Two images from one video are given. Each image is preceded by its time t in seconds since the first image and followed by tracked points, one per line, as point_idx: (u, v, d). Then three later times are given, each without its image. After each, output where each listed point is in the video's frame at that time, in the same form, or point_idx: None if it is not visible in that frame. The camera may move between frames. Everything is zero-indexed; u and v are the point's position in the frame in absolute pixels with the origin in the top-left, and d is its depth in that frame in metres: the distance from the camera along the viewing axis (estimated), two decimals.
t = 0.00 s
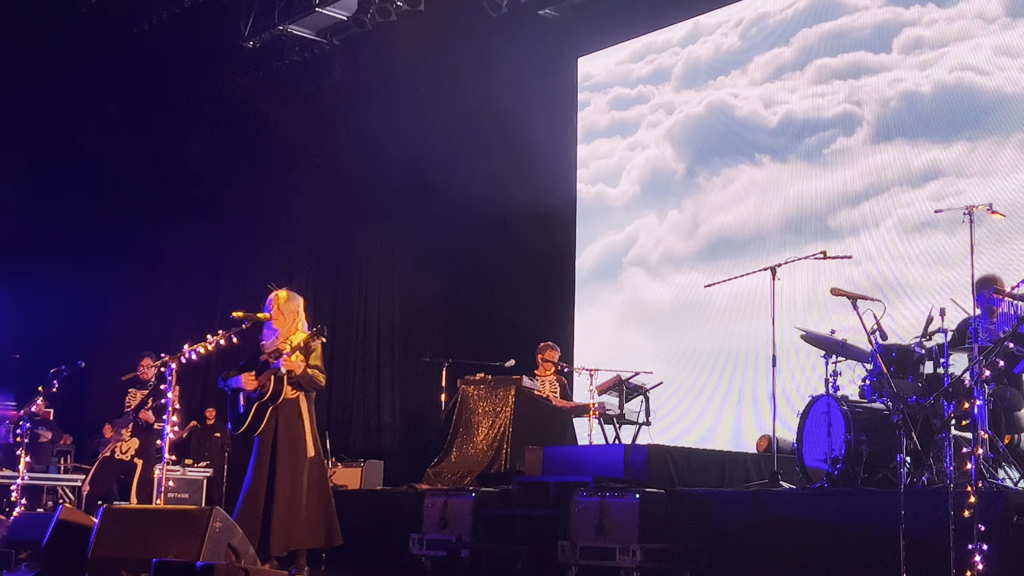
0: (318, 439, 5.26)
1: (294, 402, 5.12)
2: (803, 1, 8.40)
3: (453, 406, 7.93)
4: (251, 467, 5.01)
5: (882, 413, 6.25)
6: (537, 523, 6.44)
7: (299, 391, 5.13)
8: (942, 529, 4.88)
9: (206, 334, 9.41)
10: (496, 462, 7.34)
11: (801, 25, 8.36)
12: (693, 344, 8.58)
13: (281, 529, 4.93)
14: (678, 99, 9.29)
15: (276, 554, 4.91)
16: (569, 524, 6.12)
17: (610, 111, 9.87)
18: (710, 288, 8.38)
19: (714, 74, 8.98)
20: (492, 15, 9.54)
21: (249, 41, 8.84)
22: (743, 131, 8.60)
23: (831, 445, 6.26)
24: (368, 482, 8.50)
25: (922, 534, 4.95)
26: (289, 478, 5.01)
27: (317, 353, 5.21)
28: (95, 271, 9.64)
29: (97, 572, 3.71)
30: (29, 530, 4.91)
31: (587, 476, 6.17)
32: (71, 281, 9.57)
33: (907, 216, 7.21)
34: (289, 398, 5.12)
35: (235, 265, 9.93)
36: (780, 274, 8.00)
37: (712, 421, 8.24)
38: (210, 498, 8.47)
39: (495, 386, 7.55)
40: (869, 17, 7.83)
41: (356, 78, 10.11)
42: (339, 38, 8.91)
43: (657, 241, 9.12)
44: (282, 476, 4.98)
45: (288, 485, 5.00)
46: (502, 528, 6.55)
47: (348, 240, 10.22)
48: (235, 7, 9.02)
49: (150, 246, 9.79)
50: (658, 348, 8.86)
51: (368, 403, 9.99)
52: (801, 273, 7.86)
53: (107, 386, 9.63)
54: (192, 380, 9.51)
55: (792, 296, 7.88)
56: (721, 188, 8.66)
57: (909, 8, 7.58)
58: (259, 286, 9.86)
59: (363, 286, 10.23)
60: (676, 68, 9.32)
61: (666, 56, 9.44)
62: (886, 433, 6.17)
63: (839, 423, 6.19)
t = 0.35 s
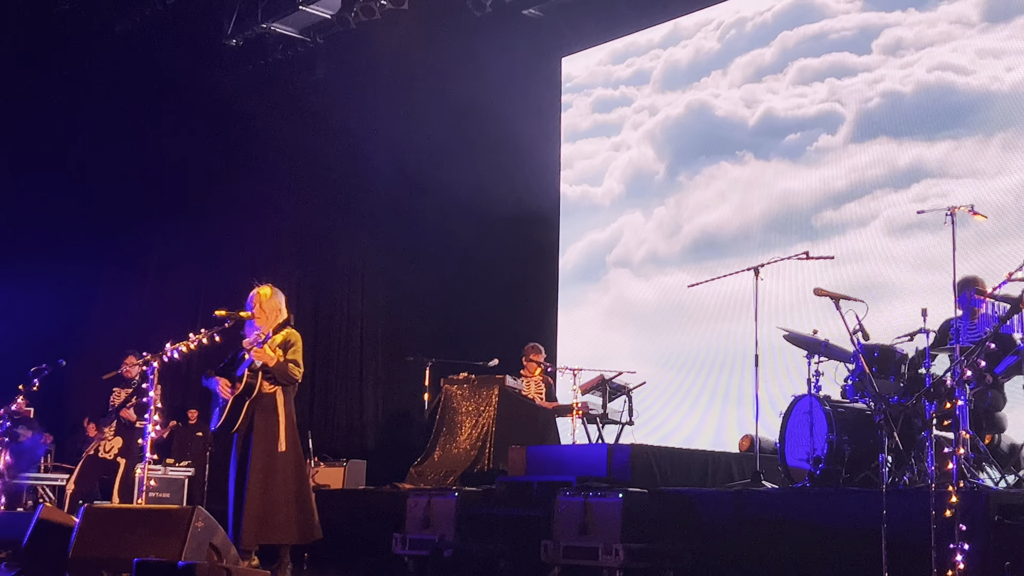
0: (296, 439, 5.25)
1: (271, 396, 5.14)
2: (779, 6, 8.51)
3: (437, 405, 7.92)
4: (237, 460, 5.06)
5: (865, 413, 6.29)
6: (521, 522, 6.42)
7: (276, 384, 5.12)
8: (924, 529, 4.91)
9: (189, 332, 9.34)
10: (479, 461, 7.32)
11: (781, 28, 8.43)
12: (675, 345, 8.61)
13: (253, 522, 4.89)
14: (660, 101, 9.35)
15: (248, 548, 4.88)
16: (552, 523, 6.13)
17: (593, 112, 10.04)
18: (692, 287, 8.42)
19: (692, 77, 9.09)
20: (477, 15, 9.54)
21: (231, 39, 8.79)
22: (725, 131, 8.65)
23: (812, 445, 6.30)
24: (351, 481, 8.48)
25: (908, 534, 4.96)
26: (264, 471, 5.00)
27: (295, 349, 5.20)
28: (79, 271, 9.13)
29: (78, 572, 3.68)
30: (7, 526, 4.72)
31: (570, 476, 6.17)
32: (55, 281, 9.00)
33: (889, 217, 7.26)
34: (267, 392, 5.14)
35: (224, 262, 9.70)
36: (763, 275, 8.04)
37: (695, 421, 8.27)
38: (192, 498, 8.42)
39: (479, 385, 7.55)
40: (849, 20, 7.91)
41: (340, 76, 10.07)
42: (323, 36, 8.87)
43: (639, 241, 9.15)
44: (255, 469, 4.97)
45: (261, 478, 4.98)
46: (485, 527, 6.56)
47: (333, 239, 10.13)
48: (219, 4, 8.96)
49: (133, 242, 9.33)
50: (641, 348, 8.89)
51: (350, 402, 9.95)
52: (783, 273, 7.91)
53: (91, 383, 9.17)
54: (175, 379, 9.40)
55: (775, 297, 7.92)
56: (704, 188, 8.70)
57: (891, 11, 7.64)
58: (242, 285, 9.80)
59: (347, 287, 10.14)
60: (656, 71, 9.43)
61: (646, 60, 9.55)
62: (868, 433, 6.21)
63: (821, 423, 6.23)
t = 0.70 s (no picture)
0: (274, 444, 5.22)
1: (253, 399, 5.13)
2: (757, 11, 8.59)
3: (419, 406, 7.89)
4: (214, 460, 5.01)
5: (847, 415, 6.31)
6: (506, 524, 6.39)
7: (255, 388, 5.10)
8: (904, 531, 4.94)
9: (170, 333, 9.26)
10: (461, 463, 7.30)
11: (761, 33, 8.50)
12: (658, 347, 8.63)
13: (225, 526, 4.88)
14: (643, 104, 9.39)
15: (220, 549, 4.85)
16: (534, 525, 6.11)
17: (575, 117, 10.09)
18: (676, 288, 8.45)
19: (673, 83, 9.14)
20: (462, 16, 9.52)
21: (214, 39, 8.74)
22: (708, 133, 8.69)
23: (795, 447, 6.32)
24: (333, 483, 8.45)
25: (891, 535, 4.98)
26: (242, 473, 5.00)
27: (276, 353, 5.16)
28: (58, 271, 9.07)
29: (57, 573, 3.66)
30: None
31: (552, 478, 6.18)
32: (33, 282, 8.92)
33: (870, 219, 7.32)
34: (248, 394, 5.12)
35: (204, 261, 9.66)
36: (745, 277, 8.08)
37: (678, 423, 8.29)
38: (173, 500, 8.38)
39: (461, 387, 7.52)
40: (828, 24, 7.99)
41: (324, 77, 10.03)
42: (305, 37, 8.84)
43: (623, 242, 9.18)
44: (230, 472, 4.95)
45: (240, 479, 4.98)
46: (467, 530, 6.54)
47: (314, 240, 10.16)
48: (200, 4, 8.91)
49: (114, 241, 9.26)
50: (624, 350, 8.91)
51: (333, 404, 9.90)
52: (766, 274, 7.95)
53: (69, 386, 9.19)
54: (156, 379, 9.31)
55: (757, 299, 7.96)
56: (687, 191, 8.73)
57: (871, 16, 7.71)
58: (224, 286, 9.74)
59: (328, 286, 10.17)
60: (634, 76, 9.49)
61: (625, 67, 9.62)
62: (851, 435, 6.24)
63: (804, 424, 6.25)
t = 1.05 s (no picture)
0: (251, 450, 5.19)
1: (232, 404, 5.08)
2: (735, 17, 8.66)
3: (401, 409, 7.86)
4: (190, 464, 4.98)
5: (826, 418, 6.35)
6: (487, 529, 6.34)
7: (236, 393, 5.07)
8: (884, 535, 4.96)
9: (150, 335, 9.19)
10: (443, 465, 7.30)
11: (740, 38, 8.56)
12: (640, 350, 8.65)
13: (207, 530, 4.88)
14: (624, 108, 9.41)
15: (203, 553, 4.85)
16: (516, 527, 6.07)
17: (557, 122, 10.11)
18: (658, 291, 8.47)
19: (653, 88, 9.18)
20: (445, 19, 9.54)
21: (196, 40, 8.68)
22: (690, 136, 8.74)
23: (775, 450, 6.35)
24: (315, 486, 8.43)
25: (871, 538, 5.00)
26: (224, 477, 4.98)
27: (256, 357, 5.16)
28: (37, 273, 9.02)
29: None
30: None
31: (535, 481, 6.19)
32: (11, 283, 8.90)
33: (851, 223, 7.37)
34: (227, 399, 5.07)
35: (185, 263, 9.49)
36: (727, 280, 8.11)
37: (660, 426, 8.32)
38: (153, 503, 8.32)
39: (443, 389, 7.51)
40: (807, 30, 8.07)
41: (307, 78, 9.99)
42: (288, 38, 8.81)
43: (605, 245, 9.20)
44: (212, 476, 4.94)
45: (222, 482, 4.97)
46: (450, 533, 6.46)
47: (299, 241, 9.99)
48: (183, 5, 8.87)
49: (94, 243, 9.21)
50: (606, 354, 8.93)
51: (315, 406, 9.84)
52: (748, 277, 7.98)
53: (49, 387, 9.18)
54: (135, 381, 9.25)
55: (739, 303, 8.00)
56: (669, 194, 8.77)
57: (850, 21, 7.80)
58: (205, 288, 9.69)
59: (314, 290, 10.03)
60: (613, 81, 9.54)
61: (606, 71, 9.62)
62: (830, 439, 6.30)
63: (784, 427, 6.28)
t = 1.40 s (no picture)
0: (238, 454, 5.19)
1: (217, 408, 5.06)
2: (719, 22, 8.70)
3: (387, 412, 7.83)
4: (178, 469, 4.97)
5: (813, 421, 6.36)
6: (473, 531, 6.31)
7: (221, 400, 5.05)
8: (870, 537, 4.97)
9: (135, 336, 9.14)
10: (429, 468, 7.26)
11: (725, 43, 8.62)
12: (626, 353, 8.67)
13: (195, 536, 4.87)
14: (611, 112, 9.45)
15: (191, 559, 4.85)
16: (502, 529, 6.07)
17: (543, 127, 10.14)
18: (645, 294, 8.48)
19: (640, 92, 9.23)
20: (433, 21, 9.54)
21: (184, 41, 8.64)
22: (677, 139, 8.77)
23: (762, 453, 6.36)
24: (301, 488, 8.41)
25: (857, 542, 5.01)
26: (207, 483, 4.96)
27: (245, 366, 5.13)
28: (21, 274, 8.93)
29: None
30: None
31: (521, 483, 6.16)
32: None
33: (838, 226, 7.41)
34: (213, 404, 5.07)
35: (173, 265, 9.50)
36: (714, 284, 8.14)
37: (646, 428, 8.32)
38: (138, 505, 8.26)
39: (430, 392, 7.49)
40: (792, 34, 8.13)
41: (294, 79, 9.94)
42: (276, 39, 8.78)
43: (594, 247, 9.22)
44: (197, 481, 4.93)
45: (205, 488, 4.95)
46: (437, 535, 6.42)
47: (286, 244, 9.96)
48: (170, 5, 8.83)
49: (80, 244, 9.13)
50: (593, 356, 8.95)
51: (301, 409, 9.79)
52: (734, 279, 8.00)
53: (33, 389, 9.06)
54: (121, 383, 9.18)
55: (724, 307, 8.02)
56: (656, 197, 8.79)
57: (840, 26, 7.81)
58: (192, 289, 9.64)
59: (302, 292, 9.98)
60: (598, 86, 9.61)
61: (592, 77, 9.69)
62: (817, 441, 6.28)
63: (771, 430, 6.29)
